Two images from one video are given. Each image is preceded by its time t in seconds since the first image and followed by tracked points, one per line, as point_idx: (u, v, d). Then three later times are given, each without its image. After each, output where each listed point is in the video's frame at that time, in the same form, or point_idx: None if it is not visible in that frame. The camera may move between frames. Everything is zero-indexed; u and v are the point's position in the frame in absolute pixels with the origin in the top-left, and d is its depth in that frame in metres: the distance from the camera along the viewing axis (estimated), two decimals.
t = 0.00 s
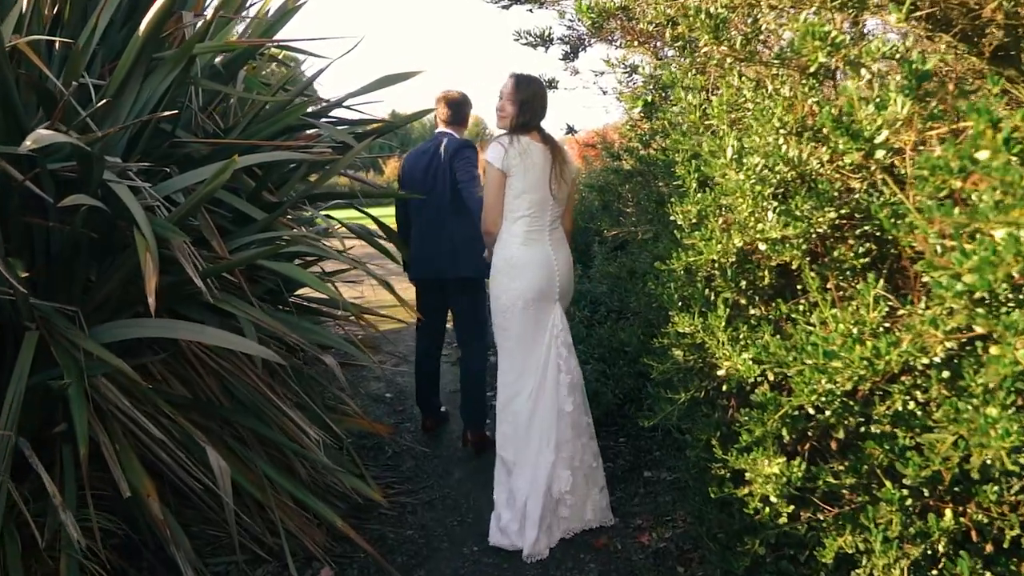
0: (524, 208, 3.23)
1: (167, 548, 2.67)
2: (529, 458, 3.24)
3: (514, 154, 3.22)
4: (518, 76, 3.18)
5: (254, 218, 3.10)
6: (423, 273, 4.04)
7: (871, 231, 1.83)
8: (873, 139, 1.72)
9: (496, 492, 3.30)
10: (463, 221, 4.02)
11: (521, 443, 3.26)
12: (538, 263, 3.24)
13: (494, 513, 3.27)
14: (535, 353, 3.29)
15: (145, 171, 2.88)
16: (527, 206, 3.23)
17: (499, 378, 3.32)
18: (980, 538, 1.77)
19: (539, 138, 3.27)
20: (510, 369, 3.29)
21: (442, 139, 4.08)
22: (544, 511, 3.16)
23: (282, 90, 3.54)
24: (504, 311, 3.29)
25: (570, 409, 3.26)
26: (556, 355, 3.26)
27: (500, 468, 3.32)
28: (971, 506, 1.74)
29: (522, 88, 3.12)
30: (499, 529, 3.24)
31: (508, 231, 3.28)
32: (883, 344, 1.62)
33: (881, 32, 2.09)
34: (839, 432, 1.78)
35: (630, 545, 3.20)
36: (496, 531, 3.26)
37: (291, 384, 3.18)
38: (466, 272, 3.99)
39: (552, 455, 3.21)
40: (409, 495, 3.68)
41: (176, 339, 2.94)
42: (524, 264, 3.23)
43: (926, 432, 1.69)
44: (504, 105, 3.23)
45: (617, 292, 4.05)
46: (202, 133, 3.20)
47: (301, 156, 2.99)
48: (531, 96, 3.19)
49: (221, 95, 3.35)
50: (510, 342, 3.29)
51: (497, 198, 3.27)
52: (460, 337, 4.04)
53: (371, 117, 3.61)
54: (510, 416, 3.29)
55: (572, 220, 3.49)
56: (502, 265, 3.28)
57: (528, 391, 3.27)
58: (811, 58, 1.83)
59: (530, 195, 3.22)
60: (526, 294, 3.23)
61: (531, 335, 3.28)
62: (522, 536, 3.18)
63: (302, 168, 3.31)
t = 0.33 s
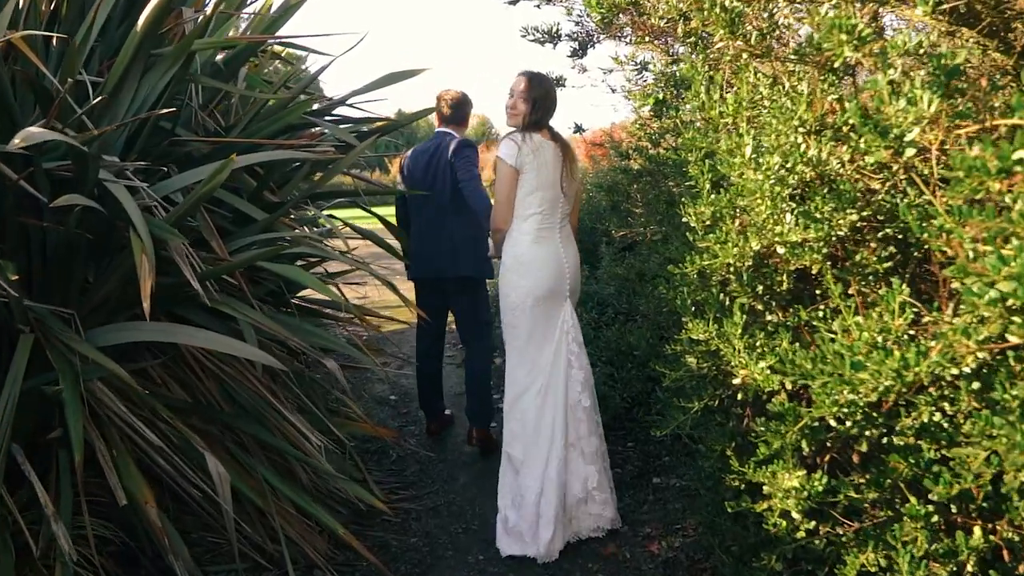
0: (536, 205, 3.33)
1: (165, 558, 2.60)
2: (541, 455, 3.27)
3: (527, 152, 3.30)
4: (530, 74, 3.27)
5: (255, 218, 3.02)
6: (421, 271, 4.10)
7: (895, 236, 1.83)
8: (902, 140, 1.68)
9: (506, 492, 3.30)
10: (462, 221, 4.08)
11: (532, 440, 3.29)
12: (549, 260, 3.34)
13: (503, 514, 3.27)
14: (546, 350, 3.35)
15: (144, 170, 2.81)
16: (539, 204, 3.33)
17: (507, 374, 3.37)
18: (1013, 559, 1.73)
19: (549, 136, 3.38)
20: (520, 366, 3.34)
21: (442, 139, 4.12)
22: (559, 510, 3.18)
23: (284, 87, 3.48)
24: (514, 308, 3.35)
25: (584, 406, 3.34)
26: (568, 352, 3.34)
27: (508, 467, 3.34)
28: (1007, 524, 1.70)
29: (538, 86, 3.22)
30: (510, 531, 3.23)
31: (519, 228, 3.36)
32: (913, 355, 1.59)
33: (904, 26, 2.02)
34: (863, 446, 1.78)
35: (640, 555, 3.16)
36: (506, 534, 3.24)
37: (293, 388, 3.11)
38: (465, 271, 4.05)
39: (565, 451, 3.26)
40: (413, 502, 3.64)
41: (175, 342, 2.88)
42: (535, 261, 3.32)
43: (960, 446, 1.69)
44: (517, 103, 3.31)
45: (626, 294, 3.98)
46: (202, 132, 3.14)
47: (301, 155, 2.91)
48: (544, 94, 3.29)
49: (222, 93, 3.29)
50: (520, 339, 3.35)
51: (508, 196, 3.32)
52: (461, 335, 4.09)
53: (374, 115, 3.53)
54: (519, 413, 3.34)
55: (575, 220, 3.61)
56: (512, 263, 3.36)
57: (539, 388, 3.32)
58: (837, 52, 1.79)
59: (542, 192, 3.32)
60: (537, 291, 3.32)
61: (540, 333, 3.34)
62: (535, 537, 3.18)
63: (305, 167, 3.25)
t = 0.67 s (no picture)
0: (546, 202, 3.36)
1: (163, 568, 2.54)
2: (554, 453, 3.28)
3: (537, 148, 3.32)
4: (540, 70, 3.30)
5: (256, 219, 2.94)
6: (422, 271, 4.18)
7: (919, 239, 1.78)
8: (931, 138, 1.62)
9: (518, 491, 3.32)
10: (463, 221, 4.20)
11: (545, 438, 3.30)
12: (558, 257, 3.37)
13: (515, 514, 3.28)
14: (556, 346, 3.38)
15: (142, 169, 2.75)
16: (548, 200, 3.36)
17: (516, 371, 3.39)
18: None
19: (558, 132, 3.41)
20: (530, 362, 3.36)
21: (442, 140, 4.19)
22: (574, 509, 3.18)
23: (287, 85, 3.42)
24: (522, 305, 3.38)
25: (597, 401, 3.36)
26: (578, 348, 3.36)
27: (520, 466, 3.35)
28: None
29: (549, 83, 3.27)
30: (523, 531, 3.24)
31: (527, 224, 3.40)
32: (946, 367, 1.54)
33: (925, 19, 1.96)
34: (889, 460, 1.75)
35: (649, 565, 3.11)
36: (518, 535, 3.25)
37: (295, 393, 3.04)
38: (467, 271, 4.16)
39: (578, 448, 3.27)
40: (418, 508, 3.60)
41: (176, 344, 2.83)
42: (544, 257, 3.36)
43: (994, 462, 1.64)
44: (526, 99, 3.33)
45: (635, 296, 3.92)
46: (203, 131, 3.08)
47: (302, 155, 2.84)
48: (555, 91, 3.33)
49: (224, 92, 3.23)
50: (530, 336, 3.37)
51: (518, 191, 3.35)
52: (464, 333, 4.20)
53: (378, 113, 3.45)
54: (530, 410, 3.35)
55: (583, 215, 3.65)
56: (521, 259, 3.39)
57: (550, 384, 3.34)
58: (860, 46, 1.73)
59: (552, 188, 3.35)
60: (547, 288, 3.35)
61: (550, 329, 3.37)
62: (549, 536, 3.19)
63: (308, 167, 3.18)
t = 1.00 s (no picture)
0: (553, 200, 3.34)
1: None
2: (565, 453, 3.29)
3: (543, 146, 3.29)
4: (545, 68, 3.27)
5: (256, 220, 2.87)
6: (424, 271, 4.13)
7: (941, 239, 1.73)
8: (964, 135, 1.57)
9: (530, 492, 3.32)
10: (465, 219, 4.18)
11: (554, 439, 3.31)
12: (565, 255, 3.36)
13: (528, 515, 3.28)
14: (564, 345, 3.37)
15: (140, 168, 2.68)
16: (555, 198, 3.34)
17: (524, 371, 3.39)
18: None
19: (564, 130, 3.38)
20: (539, 362, 3.36)
21: (445, 137, 4.15)
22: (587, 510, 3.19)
23: (288, 82, 3.35)
24: (528, 304, 3.37)
25: (606, 400, 3.36)
26: (586, 347, 3.36)
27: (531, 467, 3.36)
28: None
29: (557, 81, 3.23)
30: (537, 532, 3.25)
31: (533, 222, 3.37)
32: (977, 378, 1.49)
33: (947, 14, 1.90)
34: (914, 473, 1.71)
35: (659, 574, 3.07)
36: (531, 536, 3.26)
37: (297, 397, 2.95)
38: (471, 270, 4.15)
39: (588, 449, 3.27)
40: (423, 513, 3.55)
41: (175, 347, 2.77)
42: (551, 256, 3.33)
43: None
44: (531, 96, 3.30)
45: (642, 298, 3.87)
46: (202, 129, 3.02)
47: (303, 154, 2.77)
48: (561, 88, 3.29)
49: (224, 89, 3.17)
50: (538, 336, 3.37)
51: (524, 189, 3.32)
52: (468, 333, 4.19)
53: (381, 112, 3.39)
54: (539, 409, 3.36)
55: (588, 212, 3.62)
56: (526, 257, 3.37)
57: (559, 386, 3.34)
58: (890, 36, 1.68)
59: (558, 186, 3.32)
60: (552, 286, 3.33)
61: (558, 329, 3.36)
62: (563, 537, 3.20)
63: (310, 165, 3.12)
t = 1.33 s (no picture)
0: (556, 196, 3.29)
1: None
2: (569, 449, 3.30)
3: (547, 142, 3.25)
4: (550, 62, 3.20)
5: (255, 217, 2.79)
6: (427, 268, 4.06)
7: (968, 238, 1.67)
8: (997, 131, 1.52)
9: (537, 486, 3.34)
10: (468, 214, 4.12)
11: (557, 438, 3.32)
12: (566, 253, 3.33)
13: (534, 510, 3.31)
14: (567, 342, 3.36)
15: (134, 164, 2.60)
16: (558, 194, 3.29)
17: (529, 366, 3.39)
18: None
19: (568, 125, 3.33)
20: (543, 359, 3.35)
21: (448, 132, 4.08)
22: (594, 509, 3.19)
23: (288, 76, 3.27)
24: (531, 300, 3.36)
25: (609, 400, 3.32)
26: (589, 346, 3.33)
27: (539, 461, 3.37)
28: None
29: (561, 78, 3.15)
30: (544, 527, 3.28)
31: (536, 218, 3.33)
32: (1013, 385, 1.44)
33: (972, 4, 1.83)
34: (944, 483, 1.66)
35: None
36: (538, 529, 3.29)
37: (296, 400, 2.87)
38: (475, 267, 4.10)
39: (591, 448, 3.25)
40: (425, 516, 3.48)
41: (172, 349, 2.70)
42: (552, 253, 3.30)
43: None
44: (536, 91, 3.24)
45: (649, 297, 3.81)
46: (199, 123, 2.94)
47: (303, 149, 2.69)
48: (566, 84, 3.23)
49: (222, 83, 3.10)
50: (542, 332, 3.37)
51: (528, 184, 3.28)
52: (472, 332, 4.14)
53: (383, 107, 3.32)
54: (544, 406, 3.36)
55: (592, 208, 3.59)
56: (528, 254, 3.35)
57: (561, 384, 3.34)
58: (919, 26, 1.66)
59: (562, 183, 3.28)
60: (552, 284, 3.30)
61: (561, 328, 3.35)
62: (568, 533, 3.24)
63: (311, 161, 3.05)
